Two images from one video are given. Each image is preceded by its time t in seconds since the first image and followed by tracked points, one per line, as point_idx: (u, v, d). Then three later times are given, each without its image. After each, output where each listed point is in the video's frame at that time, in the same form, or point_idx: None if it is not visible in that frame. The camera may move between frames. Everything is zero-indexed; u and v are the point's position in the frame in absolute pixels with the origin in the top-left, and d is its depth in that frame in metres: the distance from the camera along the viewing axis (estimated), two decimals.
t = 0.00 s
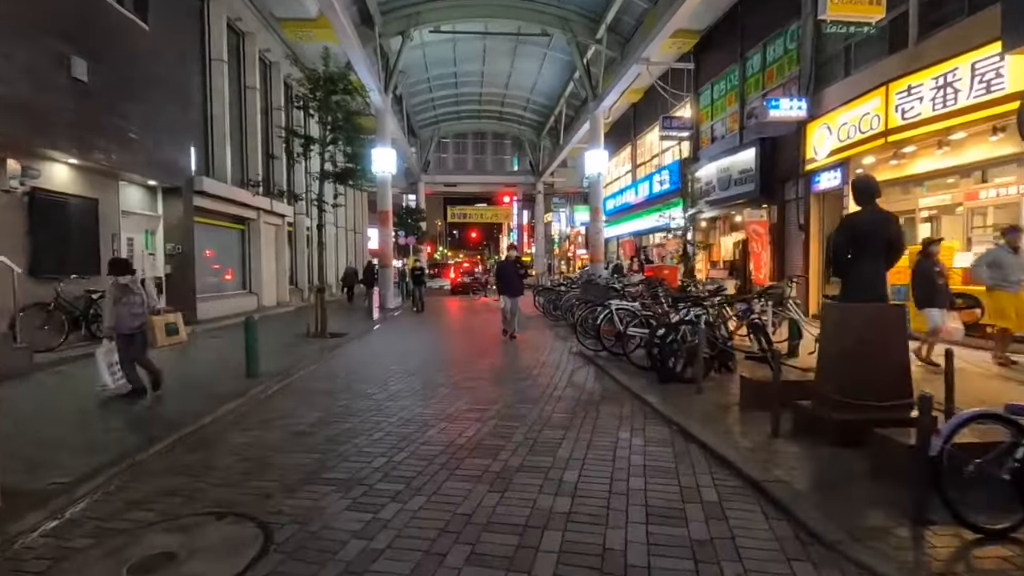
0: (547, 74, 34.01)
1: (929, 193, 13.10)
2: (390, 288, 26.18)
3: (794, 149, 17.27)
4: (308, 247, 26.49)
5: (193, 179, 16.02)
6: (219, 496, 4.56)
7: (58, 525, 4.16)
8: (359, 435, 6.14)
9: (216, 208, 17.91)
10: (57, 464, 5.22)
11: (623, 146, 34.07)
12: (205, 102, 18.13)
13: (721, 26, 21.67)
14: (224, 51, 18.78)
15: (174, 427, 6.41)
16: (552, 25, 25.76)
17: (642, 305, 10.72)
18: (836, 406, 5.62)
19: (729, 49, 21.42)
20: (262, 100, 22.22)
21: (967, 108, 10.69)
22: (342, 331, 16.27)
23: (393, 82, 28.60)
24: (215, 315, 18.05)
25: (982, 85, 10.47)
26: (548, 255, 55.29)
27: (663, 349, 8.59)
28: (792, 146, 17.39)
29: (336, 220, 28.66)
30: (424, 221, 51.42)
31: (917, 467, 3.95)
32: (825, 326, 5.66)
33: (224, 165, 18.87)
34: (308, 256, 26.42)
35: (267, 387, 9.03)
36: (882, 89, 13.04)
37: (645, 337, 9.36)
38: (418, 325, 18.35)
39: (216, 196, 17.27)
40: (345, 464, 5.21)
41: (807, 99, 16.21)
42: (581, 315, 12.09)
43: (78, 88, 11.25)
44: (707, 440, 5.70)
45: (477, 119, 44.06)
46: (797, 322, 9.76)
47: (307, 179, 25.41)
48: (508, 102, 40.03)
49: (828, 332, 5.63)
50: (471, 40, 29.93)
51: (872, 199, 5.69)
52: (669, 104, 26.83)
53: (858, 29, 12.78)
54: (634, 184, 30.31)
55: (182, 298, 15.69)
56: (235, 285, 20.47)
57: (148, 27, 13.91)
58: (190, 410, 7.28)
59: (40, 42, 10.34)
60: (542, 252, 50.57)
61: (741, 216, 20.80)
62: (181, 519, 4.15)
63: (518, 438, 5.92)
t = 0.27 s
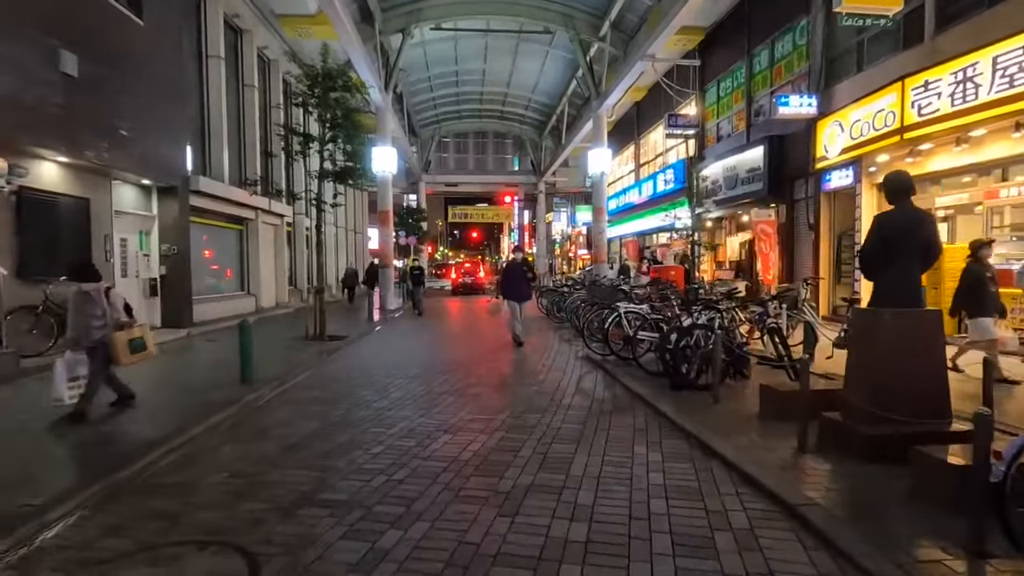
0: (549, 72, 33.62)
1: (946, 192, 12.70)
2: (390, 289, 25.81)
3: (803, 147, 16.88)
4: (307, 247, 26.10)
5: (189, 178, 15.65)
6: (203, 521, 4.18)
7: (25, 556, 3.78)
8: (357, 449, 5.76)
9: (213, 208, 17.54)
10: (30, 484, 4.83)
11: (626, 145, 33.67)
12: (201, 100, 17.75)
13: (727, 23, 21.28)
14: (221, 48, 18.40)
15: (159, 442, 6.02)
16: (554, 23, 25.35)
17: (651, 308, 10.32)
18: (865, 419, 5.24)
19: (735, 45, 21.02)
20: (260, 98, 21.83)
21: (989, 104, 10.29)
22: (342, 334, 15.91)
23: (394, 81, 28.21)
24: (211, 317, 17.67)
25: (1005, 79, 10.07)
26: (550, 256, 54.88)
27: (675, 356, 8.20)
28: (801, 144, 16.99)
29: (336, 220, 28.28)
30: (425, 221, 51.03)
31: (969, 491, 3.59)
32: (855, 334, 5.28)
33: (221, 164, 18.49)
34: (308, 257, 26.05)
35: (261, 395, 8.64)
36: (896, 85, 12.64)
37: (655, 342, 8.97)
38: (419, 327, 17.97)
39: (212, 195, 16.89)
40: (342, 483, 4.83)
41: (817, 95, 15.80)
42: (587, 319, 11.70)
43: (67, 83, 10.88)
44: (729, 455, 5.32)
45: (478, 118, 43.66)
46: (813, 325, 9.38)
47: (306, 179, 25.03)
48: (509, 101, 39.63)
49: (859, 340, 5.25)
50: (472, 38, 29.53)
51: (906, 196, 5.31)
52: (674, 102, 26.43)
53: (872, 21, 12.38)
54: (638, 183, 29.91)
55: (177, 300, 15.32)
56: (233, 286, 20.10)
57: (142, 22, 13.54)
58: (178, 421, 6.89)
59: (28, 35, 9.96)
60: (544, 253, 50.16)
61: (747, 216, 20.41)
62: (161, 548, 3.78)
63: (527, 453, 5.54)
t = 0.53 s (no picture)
0: (551, 70, 33.22)
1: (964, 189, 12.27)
2: (391, 290, 25.44)
3: (813, 143, 16.46)
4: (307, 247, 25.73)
5: (185, 175, 15.29)
6: (178, 543, 3.80)
7: None
8: (351, 459, 5.38)
9: (209, 206, 17.18)
10: None
11: (630, 143, 33.26)
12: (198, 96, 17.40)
13: (734, 17, 20.87)
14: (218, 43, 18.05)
15: (141, 452, 5.64)
16: (557, 19, 24.97)
17: (660, 308, 9.92)
18: (898, 428, 4.85)
19: (742, 40, 20.60)
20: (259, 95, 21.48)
21: (1011, 96, 9.89)
22: (340, 335, 15.54)
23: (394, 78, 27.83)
24: (208, 317, 17.32)
25: None
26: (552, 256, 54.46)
27: (687, 360, 7.80)
28: (811, 140, 16.58)
29: (336, 220, 27.92)
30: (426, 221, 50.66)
31: None
32: (887, 336, 4.89)
33: (217, 161, 18.13)
34: (307, 257, 25.71)
35: (253, 399, 8.27)
36: (912, 78, 12.23)
37: (665, 344, 8.58)
38: (420, 328, 17.58)
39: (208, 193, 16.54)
40: (332, 499, 4.45)
41: (828, 90, 15.39)
42: (593, 320, 11.31)
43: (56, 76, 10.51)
44: (752, 466, 4.92)
45: (480, 117, 43.29)
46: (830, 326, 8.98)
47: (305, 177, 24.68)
48: (511, 99, 39.25)
49: (892, 342, 4.87)
50: (473, 35, 29.15)
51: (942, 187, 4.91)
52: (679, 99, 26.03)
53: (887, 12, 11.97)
54: (642, 182, 29.49)
55: (172, 300, 14.96)
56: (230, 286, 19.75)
57: (135, 14, 13.18)
58: (164, 428, 6.52)
59: (14, 24, 9.60)
60: (546, 253, 49.76)
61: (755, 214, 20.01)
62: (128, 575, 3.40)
63: (533, 464, 5.15)
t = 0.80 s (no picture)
0: (554, 68, 32.82)
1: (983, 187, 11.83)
2: (391, 290, 25.09)
3: (824, 140, 16.03)
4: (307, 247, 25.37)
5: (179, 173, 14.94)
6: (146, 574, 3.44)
7: None
8: (343, 474, 5.01)
9: (206, 206, 16.83)
10: None
11: (634, 142, 32.85)
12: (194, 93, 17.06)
13: (740, 12, 20.45)
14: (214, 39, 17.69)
15: (119, 466, 5.28)
16: (560, 15, 24.57)
17: (669, 310, 9.51)
18: (937, 444, 4.45)
19: (749, 36, 20.18)
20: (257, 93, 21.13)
21: None
22: (339, 337, 15.18)
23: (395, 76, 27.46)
24: (204, 319, 16.98)
25: None
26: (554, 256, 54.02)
27: (700, 366, 7.40)
28: (822, 137, 16.16)
29: (335, 219, 27.56)
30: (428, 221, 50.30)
31: None
32: (924, 343, 4.49)
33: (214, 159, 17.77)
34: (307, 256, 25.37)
35: (244, 405, 7.90)
36: (929, 72, 11.79)
37: (676, 348, 8.18)
38: (421, 330, 17.21)
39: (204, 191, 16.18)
40: (319, 521, 4.08)
41: (840, 85, 14.95)
42: (599, 322, 10.90)
43: (43, 69, 10.16)
44: (778, 486, 4.51)
45: (481, 115, 42.90)
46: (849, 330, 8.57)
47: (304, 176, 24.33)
48: (513, 98, 38.85)
49: (928, 351, 4.47)
50: (475, 32, 28.75)
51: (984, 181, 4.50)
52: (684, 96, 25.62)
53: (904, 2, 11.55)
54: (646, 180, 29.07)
55: (167, 302, 14.62)
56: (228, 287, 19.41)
57: (127, 7, 12.82)
58: (147, 439, 6.17)
59: None
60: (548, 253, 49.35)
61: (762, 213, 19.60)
62: None
63: (539, 482, 4.75)
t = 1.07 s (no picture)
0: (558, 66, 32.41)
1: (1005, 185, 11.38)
2: (394, 291, 24.74)
3: (837, 137, 15.60)
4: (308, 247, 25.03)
5: (177, 173, 14.63)
6: None
7: None
8: (339, 494, 4.66)
9: (204, 206, 16.52)
10: None
11: (640, 140, 32.43)
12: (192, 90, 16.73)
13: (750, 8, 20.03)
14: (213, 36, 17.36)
15: (100, 484, 4.94)
16: (564, 12, 24.17)
17: (683, 314, 9.11)
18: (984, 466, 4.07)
19: (759, 32, 19.75)
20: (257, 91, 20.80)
21: None
22: (339, 339, 14.84)
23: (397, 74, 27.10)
24: (203, 321, 16.68)
25: None
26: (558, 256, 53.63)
27: (718, 373, 7.00)
28: (835, 135, 15.73)
29: (337, 219, 27.22)
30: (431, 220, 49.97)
31: None
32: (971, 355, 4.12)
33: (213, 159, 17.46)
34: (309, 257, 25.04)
35: (239, 414, 7.57)
36: (950, 65, 11.36)
37: (691, 354, 7.80)
38: (424, 332, 16.86)
39: (202, 191, 15.86)
40: (311, 551, 3.72)
41: (855, 81, 14.53)
42: (608, 325, 10.52)
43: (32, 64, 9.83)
44: (813, 511, 4.12)
45: (484, 114, 42.54)
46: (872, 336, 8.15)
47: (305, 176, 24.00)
48: (517, 97, 38.47)
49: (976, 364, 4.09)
50: (478, 29, 28.38)
51: None
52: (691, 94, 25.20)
53: None
54: (651, 179, 28.64)
55: (164, 304, 14.32)
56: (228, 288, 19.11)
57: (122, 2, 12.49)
58: (133, 452, 5.83)
59: None
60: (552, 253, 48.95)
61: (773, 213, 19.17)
62: None
63: (550, 505, 4.38)
